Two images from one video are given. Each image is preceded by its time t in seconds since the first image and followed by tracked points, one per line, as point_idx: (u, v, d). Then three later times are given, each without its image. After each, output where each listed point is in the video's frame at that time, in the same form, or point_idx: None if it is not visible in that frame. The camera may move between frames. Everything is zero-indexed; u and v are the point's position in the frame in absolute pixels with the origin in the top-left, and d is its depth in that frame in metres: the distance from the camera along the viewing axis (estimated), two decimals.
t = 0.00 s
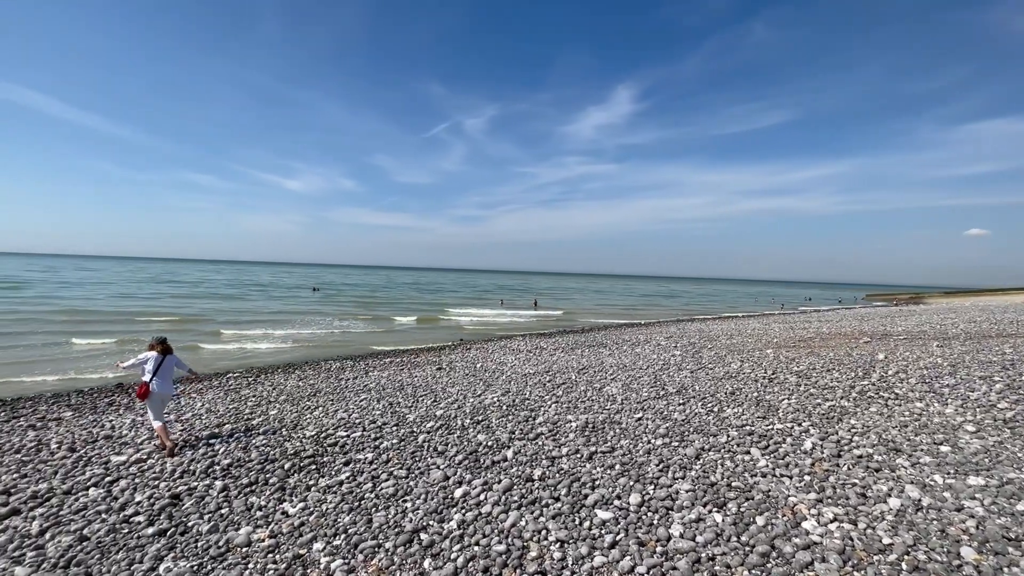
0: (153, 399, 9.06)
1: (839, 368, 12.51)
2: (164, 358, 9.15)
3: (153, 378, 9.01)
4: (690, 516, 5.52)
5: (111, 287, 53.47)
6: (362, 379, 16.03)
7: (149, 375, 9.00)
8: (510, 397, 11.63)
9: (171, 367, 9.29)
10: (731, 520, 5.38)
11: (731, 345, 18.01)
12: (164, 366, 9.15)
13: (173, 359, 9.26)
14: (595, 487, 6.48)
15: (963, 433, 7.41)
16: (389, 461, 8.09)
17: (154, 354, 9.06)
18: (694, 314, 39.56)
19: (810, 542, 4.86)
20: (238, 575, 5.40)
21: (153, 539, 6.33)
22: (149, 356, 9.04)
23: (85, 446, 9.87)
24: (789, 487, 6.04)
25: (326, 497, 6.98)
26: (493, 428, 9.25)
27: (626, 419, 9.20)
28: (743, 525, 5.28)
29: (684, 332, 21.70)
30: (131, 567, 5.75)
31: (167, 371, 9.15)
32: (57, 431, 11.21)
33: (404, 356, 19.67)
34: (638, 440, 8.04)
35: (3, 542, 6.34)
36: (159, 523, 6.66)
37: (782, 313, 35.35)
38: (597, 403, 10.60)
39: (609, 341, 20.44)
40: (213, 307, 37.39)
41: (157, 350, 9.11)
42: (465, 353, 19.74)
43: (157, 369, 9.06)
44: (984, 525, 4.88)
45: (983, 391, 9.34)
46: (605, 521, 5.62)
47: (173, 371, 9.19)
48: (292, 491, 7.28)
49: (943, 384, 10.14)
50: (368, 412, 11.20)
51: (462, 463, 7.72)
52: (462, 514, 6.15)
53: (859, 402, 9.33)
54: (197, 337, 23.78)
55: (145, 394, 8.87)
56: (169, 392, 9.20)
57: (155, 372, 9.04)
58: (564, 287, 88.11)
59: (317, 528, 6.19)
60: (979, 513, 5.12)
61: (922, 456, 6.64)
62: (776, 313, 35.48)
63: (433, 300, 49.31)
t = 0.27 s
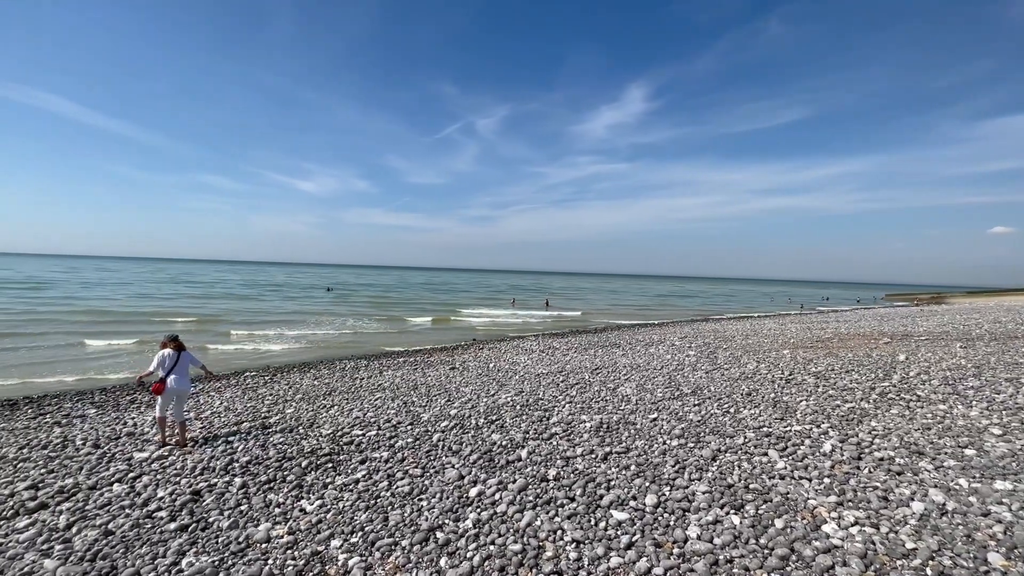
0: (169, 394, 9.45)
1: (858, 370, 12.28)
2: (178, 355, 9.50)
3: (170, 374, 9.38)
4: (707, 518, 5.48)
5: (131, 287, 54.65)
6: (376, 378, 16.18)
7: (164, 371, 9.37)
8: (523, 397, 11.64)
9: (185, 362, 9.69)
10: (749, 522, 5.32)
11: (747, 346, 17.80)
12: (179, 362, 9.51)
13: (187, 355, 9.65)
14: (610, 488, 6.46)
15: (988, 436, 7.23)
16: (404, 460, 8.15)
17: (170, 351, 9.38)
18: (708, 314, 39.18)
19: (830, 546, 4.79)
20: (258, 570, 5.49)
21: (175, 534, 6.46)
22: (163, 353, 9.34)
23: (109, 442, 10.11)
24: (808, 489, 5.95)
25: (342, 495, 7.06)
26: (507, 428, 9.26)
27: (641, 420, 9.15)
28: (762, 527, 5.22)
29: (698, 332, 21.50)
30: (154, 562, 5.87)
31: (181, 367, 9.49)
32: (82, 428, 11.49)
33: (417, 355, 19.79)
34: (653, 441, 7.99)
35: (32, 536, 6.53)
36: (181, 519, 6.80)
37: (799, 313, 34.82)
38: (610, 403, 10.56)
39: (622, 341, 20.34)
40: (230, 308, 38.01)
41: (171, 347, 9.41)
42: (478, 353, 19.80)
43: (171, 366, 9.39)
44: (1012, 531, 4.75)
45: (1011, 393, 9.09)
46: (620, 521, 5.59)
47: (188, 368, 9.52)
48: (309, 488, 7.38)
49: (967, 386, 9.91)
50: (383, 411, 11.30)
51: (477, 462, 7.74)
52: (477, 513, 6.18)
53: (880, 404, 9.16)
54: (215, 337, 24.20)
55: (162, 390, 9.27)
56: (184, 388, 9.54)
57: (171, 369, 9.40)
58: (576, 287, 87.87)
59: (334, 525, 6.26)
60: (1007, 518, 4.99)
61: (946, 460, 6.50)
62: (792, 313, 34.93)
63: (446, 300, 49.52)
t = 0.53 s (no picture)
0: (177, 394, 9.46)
1: (872, 370, 12.13)
2: (183, 355, 9.44)
3: (175, 374, 9.34)
4: (718, 519, 5.45)
5: (145, 288, 55.46)
6: (386, 378, 16.27)
7: (170, 372, 9.31)
8: (532, 396, 11.65)
9: (191, 362, 9.60)
10: (760, 523, 5.29)
11: (758, 346, 17.66)
12: (184, 362, 9.42)
13: (192, 354, 9.52)
14: (620, 488, 6.45)
15: (1006, 437, 7.11)
16: (414, 459, 8.19)
17: (174, 352, 9.34)
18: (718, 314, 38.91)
19: (844, 548, 4.75)
20: (271, 567, 5.55)
21: (189, 531, 6.56)
22: (168, 354, 9.31)
23: (124, 440, 10.27)
24: (821, 491, 5.89)
25: (353, 494, 7.11)
26: (516, 427, 9.28)
27: (650, 420, 9.11)
28: (774, 529, 5.18)
29: (708, 332, 21.36)
30: (169, 558, 5.96)
31: (187, 367, 9.45)
32: (98, 426, 11.69)
33: (426, 355, 19.86)
34: (663, 441, 7.95)
35: (51, 532, 6.66)
36: (195, 516, 6.89)
37: (810, 313, 34.44)
38: (620, 403, 10.52)
39: (631, 341, 20.27)
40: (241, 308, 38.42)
41: (176, 348, 9.38)
42: (487, 352, 19.85)
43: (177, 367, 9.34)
44: None
45: None
46: (631, 522, 5.58)
47: (194, 368, 9.50)
48: (320, 487, 7.44)
49: (983, 386, 9.75)
50: (392, 410, 11.36)
51: (486, 462, 7.76)
52: (487, 512, 6.20)
53: (894, 404, 9.04)
54: (227, 337, 24.48)
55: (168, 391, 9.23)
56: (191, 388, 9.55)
57: (175, 369, 9.33)
58: (585, 287, 87.65)
59: (345, 523, 6.31)
60: None
61: (962, 462, 6.39)
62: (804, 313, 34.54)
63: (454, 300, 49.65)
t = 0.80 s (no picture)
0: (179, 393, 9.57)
1: (878, 370, 12.05)
2: (183, 354, 9.51)
3: (176, 374, 9.41)
4: (723, 519, 5.43)
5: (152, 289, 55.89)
6: (391, 378, 16.32)
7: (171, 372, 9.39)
8: (536, 396, 11.65)
9: (192, 361, 9.66)
10: (766, 524, 5.27)
11: (763, 346, 17.59)
12: (185, 362, 9.50)
13: (192, 353, 9.58)
14: (625, 488, 6.44)
15: (1014, 438, 7.05)
16: (419, 459, 8.21)
17: (174, 352, 9.41)
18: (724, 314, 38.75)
19: (850, 549, 4.72)
20: (277, 566, 5.58)
21: (196, 530, 6.60)
22: (168, 354, 9.38)
23: (131, 440, 10.35)
24: (827, 491, 5.86)
25: (358, 493, 7.14)
26: (521, 427, 9.28)
27: (655, 420, 9.09)
28: (779, 529, 5.16)
29: (713, 332, 21.29)
30: (177, 557, 6.01)
31: (187, 367, 9.52)
32: (106, 426, 11.79)
33: (431, 355, 19.91)
34: (668, 441, 7.94)
35: (60, 530, 6.72)
36: (201, 515, 6.94)
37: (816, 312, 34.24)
38: (624, 403, 10.51)
39: (636, 341, 20.24)
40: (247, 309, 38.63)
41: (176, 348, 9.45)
42: (491, 352, 19.88)
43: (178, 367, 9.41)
44: None
45: None
46: (635, 522, 5.57)
47: (194, 367, 9.57)
48: (326, 486, 7.47)
49: (992, 386, 9.67)
50: (397, 410, 11.39)
51: (491, 462, 7.77)
52: (492, 512, 6.20)
53: (901, 404, 8.98)
54: (233, 338, 24.62)
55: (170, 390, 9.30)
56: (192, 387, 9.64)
57: (176, 369, 9.41)
58: (589, 287, 87.51)
59: (350, 523, 6.34)
60: None
61: (970, 462, 6.34)
62: (810, 313, 34.34)
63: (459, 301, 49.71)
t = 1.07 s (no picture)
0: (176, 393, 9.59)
1: (880, 369, 12.04)
2: (181, 355, 9.56)
3: (173, 374, 9.45)
4: (724, 519, 5.42)
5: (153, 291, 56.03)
6: (392, 379, 16.35)
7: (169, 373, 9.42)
8: (537, 397, 11.67)
9: (190, 362, 9.71)
10: (767, 524, 5.26)
11: (765, 345, 17.57)
12: (182, 362, 9.55)
13: (191, 355, 9.63)
14: (625, 488, 6.44)
15: (1016, 437, 7.03)
16: (420, 460, 8.22)
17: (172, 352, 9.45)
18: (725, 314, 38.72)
19: (851, 549, 4.71)
20: (278, 568, 5.58)
21: (197, 531, 6.62)
22: (166, 354, 9.42)
23: (133, 442, 10.37)
24: (828, 491, 5.85)
25: (359, 494, 7.15)
26: (521, 428, 9.28)
27: (655, 420, 9.09)
28: (780, 529, 5.15)
29: (715, 331, 21.27)
30: (177, 558, 6.02)
31: (185, 367, 9.55)
32: (107, 427, 11.82)
33: (432, 356, 19.92)
34: (668, 441, 7.93)
35: (61, 532, 6.74)
36: (202, 517, 6.95)
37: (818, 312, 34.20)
38: (625, 403, 10.51)
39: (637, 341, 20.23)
40: (248, 311, 38.68)
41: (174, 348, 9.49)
42: (492, 352, 19.90)
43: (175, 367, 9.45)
44: None
45: None
46: (636, 522, 5.57)
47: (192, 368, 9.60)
48: (326, 488, 7.48)
49: (993, 385, 9.65)
50: (398, 411, 11.39)
51: (491, 462, 7.78)
52: (492, 513, 6.21)
53: (903, 404, 8.96)
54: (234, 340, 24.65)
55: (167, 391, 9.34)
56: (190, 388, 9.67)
57: (174, 369, 9.45)
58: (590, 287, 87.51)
59: (351, 524, 6.35)
60: None
61: (971, 462, 6.33)
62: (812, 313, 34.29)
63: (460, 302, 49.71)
